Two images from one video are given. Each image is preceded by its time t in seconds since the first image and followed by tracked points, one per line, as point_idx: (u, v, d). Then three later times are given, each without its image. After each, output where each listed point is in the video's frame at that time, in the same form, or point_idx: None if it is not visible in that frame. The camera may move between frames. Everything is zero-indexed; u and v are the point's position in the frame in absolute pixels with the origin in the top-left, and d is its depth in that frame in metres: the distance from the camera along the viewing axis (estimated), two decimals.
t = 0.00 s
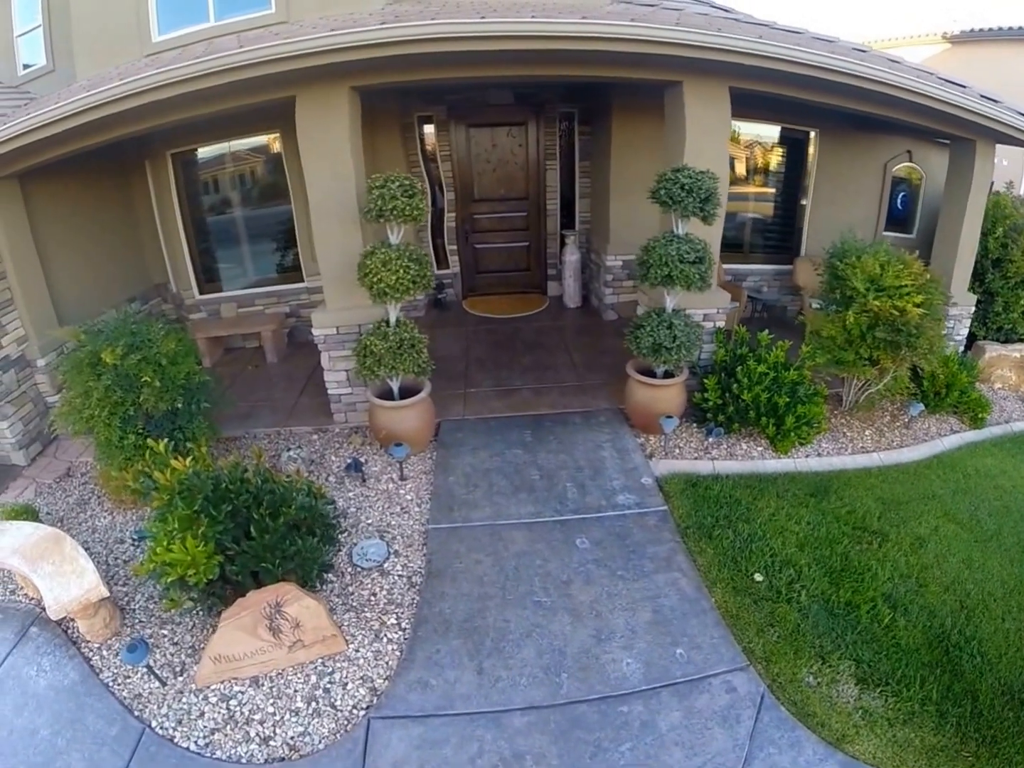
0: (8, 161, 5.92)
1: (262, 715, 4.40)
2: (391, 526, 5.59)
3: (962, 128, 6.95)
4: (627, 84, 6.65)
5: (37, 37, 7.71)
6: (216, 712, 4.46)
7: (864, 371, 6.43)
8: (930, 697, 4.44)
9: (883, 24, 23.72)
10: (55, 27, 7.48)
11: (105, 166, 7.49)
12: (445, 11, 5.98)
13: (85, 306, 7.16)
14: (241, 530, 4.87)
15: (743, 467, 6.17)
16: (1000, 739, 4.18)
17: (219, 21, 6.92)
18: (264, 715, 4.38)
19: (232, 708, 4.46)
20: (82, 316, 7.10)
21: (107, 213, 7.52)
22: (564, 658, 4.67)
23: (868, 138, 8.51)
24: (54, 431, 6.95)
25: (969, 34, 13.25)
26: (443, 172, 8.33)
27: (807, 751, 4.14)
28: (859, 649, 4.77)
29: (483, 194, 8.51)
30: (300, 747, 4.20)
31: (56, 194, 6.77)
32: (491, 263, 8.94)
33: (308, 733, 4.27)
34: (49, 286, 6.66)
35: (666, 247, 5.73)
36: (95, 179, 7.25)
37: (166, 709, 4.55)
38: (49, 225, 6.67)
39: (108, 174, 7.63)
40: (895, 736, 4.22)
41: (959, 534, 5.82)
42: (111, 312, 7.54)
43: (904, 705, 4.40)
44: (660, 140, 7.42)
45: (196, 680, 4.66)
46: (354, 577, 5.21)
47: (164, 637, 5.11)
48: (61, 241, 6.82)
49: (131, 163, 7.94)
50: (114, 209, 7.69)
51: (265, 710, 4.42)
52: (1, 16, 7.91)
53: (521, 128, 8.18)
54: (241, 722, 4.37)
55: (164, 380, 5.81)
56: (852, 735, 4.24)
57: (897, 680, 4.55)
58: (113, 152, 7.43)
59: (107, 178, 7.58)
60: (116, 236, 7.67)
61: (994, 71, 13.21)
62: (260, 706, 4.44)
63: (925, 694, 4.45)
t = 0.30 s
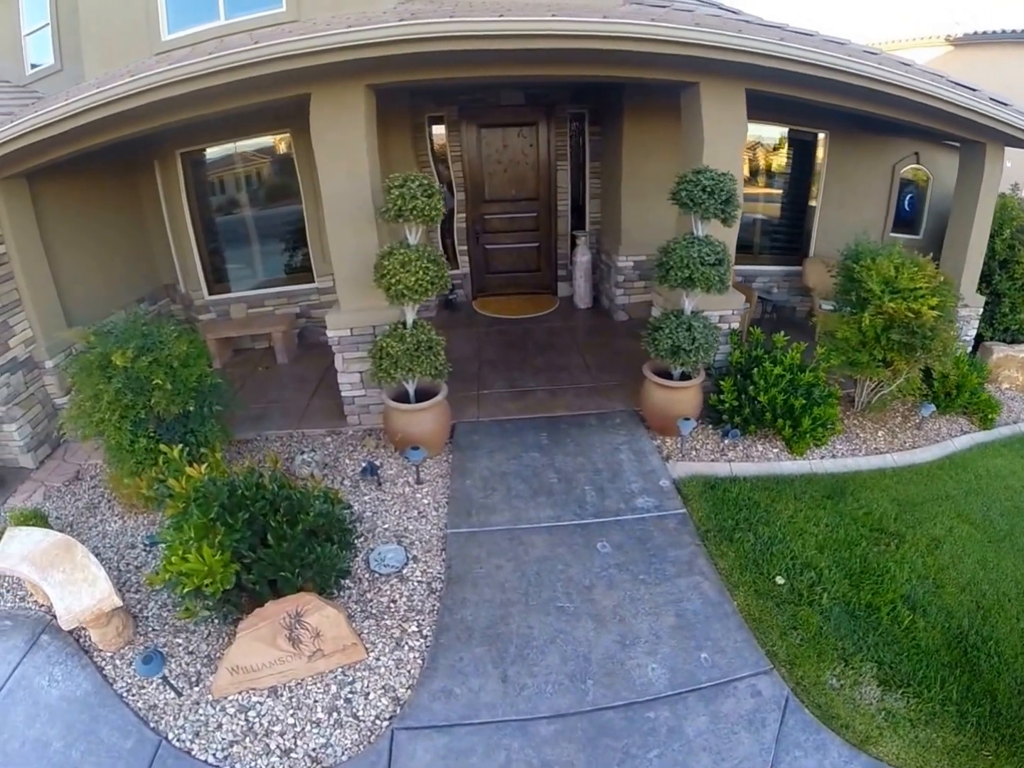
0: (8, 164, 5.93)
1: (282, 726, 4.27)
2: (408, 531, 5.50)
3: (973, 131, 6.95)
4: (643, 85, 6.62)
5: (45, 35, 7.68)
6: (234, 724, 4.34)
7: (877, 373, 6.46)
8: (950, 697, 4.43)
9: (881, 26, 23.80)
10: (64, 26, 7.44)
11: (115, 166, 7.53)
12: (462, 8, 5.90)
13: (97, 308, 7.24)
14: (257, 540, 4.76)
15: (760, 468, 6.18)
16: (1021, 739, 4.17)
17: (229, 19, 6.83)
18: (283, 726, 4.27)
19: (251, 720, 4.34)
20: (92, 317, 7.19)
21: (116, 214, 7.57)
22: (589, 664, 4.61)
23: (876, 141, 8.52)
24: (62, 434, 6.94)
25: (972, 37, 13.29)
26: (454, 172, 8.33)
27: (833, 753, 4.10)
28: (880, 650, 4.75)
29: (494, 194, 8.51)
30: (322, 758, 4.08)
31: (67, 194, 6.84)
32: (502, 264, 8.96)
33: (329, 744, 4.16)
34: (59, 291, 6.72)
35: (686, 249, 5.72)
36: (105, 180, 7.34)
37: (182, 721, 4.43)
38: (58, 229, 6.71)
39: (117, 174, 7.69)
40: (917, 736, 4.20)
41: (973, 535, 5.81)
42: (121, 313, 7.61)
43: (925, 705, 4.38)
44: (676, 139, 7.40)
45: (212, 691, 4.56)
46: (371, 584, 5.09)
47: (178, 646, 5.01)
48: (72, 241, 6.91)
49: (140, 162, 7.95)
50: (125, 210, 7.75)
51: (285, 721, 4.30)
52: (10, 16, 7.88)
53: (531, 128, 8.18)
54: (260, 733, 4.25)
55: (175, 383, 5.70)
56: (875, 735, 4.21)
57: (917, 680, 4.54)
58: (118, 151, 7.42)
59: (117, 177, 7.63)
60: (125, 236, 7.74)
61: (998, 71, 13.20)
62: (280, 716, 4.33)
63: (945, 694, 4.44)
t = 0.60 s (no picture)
0: (15, 162, 5.96)
1: (303, 737, 4.16)
2: (427, 536, 5.44)
3: (985, 132, 6.93)
4: (658, 85, 6.58)
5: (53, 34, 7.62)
6: (254, 736, 4.21)
7: (891, 374, 6.48)
8: (969, 696, 4.37)
9: (880, 27, 23.89)
10: (72, 26, 7.41)
11: (125, 167, 7.58)
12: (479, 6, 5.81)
13: (104, 307, 7.31)
14: (274, 547, 4.59)
15: (776, 469, 6.18)
16: None
17: (240, 18, 6.79)
18: (305, 736, 4.15)
19: (271, 731, 4.21)
20: (100, 316, 7.26)
21: (126, 214, 7.65)
22: (614, 668, 4.52)
23: (884, 142, 8.56)
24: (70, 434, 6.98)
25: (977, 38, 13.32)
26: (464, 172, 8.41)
27: (857, 754, 4.03)
28: (900, 651, 4.68)
29: (505, 194, 8.60)
30: None
31: (76, 193, 6.91)
32: (513, 263, 9.05)
33: (352, 755, 4.03)
34: (69, 292, 6.80)
35: (705, 250, 5.70)
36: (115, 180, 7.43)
37: (200, 732, 4.30)
38: (66, 231, 6.79)
39: (129, 174, 7.77)
40: (938, 737, 4.14)
41: (988, 534, 5.75)
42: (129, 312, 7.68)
43: (946, 706, 4.32)
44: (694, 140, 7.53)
45: (229, 701, 4.45)
46: (391, 589, 5.00)
47: (194, 655, 4.88)
48: (81, 240, 6.99)
49: (150, 162, 8.03)
50: (135, 210, 7.83)
51: (306, 732, 4.18)
52: (18, 13, 7.85)
53: (542, 128, 8.26)
54: (280, 744, 4.13)
55: (187, 385, 5.61)
56: (897, 736, 4.15)
57: (938, 680, 4.47)
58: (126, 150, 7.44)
59: (126, 177, 7.68)
60: (135, 236, 7.82)
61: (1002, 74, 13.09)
62: (301, 726, 4.22)
63: (965, 693, 4.38)
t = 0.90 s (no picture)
0: (23, 157, 5.91)
1: (328, 747, 4.06)
2: (448, 539, 5.37)
3: (998, 135, 6.92)
4: (676, 83, 6.53)
5: (61, 30, 7.53)
6: (277, 746, 4.11)
7: (905, 374, 6.48)
8: (990, 695, 4.37)
9: (878, 27, 24.00)
10: (78, 20, 7.28)
11: (134, 163, 7.51)
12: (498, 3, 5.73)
13: (111, 306, 7.22)
14: (295, 554, 4.45)
15: (794, 470, 6.19)
16: None
17: (251, 13, 6.70)
18: (330, 747, 4.05)
19: (294, 741, 4.11)
20: (107, 316, 7.17)
21: (134, 211, 7.56)
22: (641, 672, 4.47)
23: (893, 143, 8.57)
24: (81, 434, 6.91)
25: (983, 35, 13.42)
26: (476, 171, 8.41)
27: (881, 753, 4.02)
28: (922, 650, 4.67)
29: (518, 194, 8.62)
30: None
31: (83, 190, 6.82)
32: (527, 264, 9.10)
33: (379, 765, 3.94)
34: (75, 291, 6.72)
35: (724, 251, 5.66)
36: (124, 177, 7.35)
37: (220, 743, 4.20)
38: (73, 228, 6.71)
39: (138, 171, 7.70)
40: (961, 735, 4.14)
41: (1002, 533, 5.76)
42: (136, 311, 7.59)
43: (968, 704, 4.32)
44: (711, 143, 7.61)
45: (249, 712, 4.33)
46: (413, 593, 4.94)
47: (211, 663, 4.76)
48: (87, 237, 6.91)
49: (159, 161, 7.97)
50: (143, 209, 7.76)
51: (331, 742, 4.08)
52: (26, 10, 7.76)
53: (554, 127, 8.27)
54: (305, 755, 4.03)
55: (201, 386, 5.51)
56: (921, 734, 4.14)
57: (958, 679, 4.47)
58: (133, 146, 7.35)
59: (134, 174, 7.60)
60: (143, 234, 7.73)
61: (1009, 76, 13.16)
62: (325, 737, 4.11)
63: (986, 692, 4.38)
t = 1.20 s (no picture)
0: (30, 149, 5.76)
1: (355, 755, 3.96)
2: (471, 541, 5.30)
3: (1010, 138, 6.95)
4: (694, 83, 6.51)
5: (64, 22, 7.37)
6: (302, 756, 3.99)
7: (920, 376, 6.51)
8: (1010, 692, 4.36)
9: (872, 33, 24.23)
10: (83, 11, 7.12)
11: (140, 158, 7.37)
12: None
13: (116, 304, 7.07)
14: (321, 557, 4.33)
15: (811, 470, 6.19)
16: None
17: (261, 6, 6.56)
18: (357, 755, 3.95)
19: (319, 750, 4.00)
20: (112, 313, 7.02)
21: (139, 207, 7.42)
22: (671, 673, 4.42)
23: (901, 146, 8.62)
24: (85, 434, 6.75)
25: (984, 41, 13.52)
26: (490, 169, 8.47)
27: (907, 749, 4.01)
28: (943, 647, 4.65)
29: (533, 192, 8.69)
30: None
31: (88, 184, 6.67)
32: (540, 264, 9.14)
33: None
34: (81, 287, 6.57)
35: (746, 251, 5.63)
36: (130, 172, 7.21)
37: (241, 753, 4.07)
38: (78, 223, 6.56)
39: (145, 167, 7.57)
40: (983, 731, 4.13)
41: (1017, 533, 5.75)
42: (141, 309, 7.43)
43: (989, 701, 4.30)
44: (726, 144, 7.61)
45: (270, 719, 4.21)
46: (438, 596, 4.87)
47: (229, 669, 4.61)
48: (93, 233, 6.76)
49: (165, 157, 7.83)
50: (148, 205, 7.62)
51: (358, 750, 3.98)
52: (29, 3, 7.61)
53: (565, 126, 8.31)
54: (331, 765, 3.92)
55: (215, 385, 5.39)
56: (944, 731, 4.13)
57: (979, 676, 4.46)
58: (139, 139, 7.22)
59: (140, 169, 7.46)
60: (148, 230, 7.59)
61: (1011, 81, 13.28)
62: (351, 746, 4.00)
63: (1005, 689, 4.37)
